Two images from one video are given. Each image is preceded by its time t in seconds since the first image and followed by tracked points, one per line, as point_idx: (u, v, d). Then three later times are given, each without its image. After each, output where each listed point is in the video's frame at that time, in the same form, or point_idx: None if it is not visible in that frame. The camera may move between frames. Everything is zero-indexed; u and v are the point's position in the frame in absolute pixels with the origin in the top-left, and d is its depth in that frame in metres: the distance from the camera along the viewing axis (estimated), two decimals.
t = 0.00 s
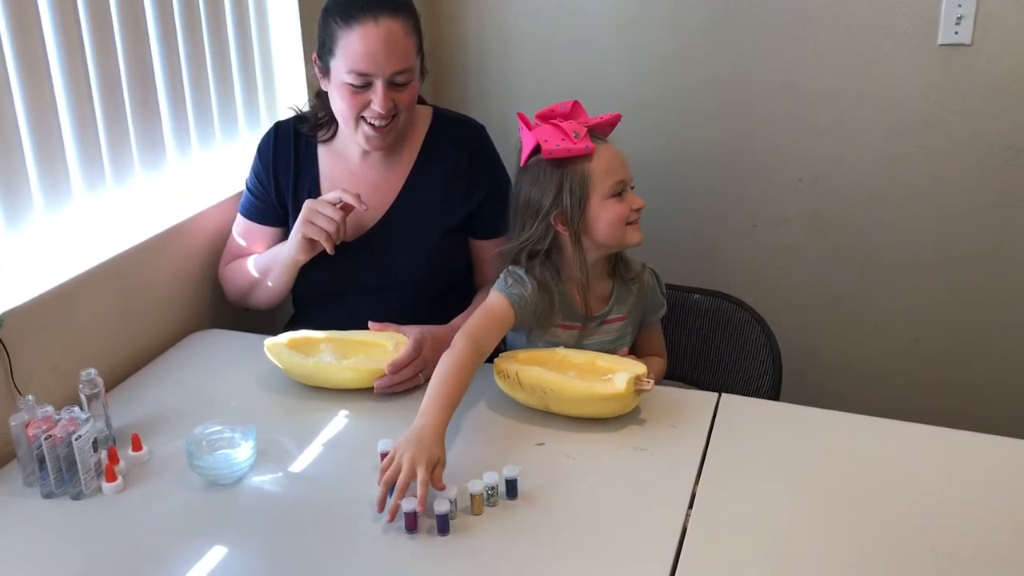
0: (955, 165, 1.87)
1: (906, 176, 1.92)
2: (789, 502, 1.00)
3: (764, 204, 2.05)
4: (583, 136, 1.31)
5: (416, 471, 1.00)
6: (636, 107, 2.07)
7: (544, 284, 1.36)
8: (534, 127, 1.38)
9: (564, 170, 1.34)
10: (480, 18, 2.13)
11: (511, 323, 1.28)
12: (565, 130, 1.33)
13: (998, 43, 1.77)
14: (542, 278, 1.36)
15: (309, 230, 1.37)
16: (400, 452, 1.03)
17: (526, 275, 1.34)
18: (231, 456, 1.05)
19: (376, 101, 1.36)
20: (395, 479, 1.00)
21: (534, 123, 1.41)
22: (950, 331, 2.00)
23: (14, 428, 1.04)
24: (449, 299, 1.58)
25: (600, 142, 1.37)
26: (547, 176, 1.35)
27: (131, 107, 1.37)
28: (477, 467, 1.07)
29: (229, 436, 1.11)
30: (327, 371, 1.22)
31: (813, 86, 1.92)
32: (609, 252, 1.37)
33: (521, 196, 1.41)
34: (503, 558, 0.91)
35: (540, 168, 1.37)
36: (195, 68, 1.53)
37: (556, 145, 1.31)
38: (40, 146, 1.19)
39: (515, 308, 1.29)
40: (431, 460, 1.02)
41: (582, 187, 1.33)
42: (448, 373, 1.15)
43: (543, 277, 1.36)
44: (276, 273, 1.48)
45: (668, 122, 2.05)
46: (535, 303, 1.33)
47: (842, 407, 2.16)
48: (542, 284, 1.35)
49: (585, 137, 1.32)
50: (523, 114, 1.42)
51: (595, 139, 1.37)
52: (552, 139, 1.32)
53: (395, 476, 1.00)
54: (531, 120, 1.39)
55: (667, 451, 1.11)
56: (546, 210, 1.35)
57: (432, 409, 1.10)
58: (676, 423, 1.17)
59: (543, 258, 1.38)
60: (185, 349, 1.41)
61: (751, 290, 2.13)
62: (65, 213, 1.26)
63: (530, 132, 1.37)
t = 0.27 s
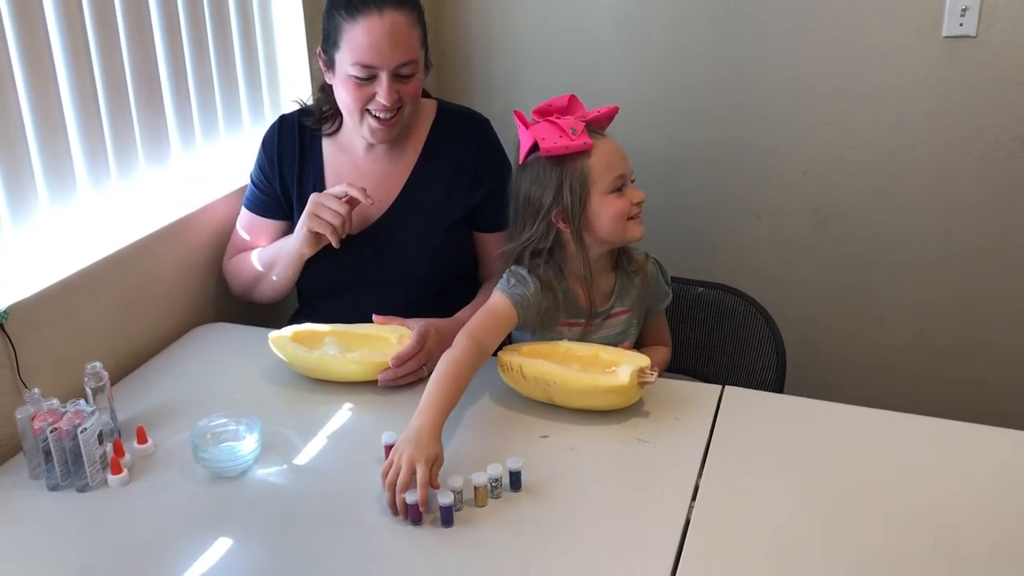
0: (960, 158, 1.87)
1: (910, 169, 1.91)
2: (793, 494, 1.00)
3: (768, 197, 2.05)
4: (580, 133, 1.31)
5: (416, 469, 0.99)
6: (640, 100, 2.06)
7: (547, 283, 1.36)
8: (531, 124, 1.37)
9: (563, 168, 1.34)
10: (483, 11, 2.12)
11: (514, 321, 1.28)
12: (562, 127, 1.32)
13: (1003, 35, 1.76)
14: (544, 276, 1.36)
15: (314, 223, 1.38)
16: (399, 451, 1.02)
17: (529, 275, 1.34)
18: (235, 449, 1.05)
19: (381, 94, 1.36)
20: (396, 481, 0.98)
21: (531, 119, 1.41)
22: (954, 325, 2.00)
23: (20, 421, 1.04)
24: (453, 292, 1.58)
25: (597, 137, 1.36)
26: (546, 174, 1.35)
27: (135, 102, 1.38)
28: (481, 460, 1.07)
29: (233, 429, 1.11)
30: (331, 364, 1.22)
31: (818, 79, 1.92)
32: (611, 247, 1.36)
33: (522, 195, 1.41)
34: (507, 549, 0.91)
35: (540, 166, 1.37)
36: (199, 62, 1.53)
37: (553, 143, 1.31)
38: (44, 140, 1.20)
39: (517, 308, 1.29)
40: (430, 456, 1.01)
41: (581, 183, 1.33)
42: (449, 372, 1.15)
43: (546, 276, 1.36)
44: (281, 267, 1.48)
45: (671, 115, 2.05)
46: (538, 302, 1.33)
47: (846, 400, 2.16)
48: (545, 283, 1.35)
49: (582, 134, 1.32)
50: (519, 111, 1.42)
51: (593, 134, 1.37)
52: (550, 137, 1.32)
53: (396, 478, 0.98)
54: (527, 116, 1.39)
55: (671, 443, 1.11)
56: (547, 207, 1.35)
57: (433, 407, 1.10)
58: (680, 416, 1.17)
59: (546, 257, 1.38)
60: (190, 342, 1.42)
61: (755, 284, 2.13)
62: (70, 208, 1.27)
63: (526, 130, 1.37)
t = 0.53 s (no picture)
0: (961, 153, 1.87)
1: (911, 164, 1.91)
2: (792, 487, 1.00)
3: (768, 192, 2.05)
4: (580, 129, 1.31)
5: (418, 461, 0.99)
6: (640, 96, 2.06)
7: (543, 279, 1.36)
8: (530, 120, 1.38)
9: (561, 163, 1.34)
10: (484, 7, 2.12)
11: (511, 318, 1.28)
12: (562, 122, 1.32)
13: (1004, 29, 1.76)
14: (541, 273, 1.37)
15: (315, 219, 1.38)
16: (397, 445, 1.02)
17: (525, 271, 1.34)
18: (237, 443, 1.06)
19: (382, 89, 1.36)
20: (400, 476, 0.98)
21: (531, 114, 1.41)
22: (955, 320, 2.00)
23: (23, 416, 1.04)
24: (454, 287, 1.58)
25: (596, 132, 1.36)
26: (544, 169, 1.36)
27: (136, 98, 1.38)
28: (481, 455, 1.07)
29: (235, 424, 1.12)
30: (332, 359, 1.23)
31: (818, 74, 1.92)
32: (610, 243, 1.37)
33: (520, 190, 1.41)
34: (507, 543, 0.92)
35: (539, 161, 1.37)
36: (200, 58, 1.53)
37: (553, 139, 1.31)
38: (45, 137, 1.20)
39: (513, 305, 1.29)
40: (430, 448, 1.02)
41: (579, 178, 1.33)
42: (446, 368, 1.16)
43: (542, 273, 1.37)
44: (282, 264, 1.48)
45: (672, 110, 2.05)
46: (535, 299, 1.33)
47: (847, 395, 2.16)
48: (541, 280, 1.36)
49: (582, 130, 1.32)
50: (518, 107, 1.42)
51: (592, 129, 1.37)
52: (549, 133, 1.32)
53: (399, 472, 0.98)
54: (528, 111, 1.39)
55: (672, 437, 1.11)
56: (545, 203, 1.35)
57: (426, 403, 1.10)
58: (680, 410, 1.17)
59: (544, 253, 1.38)
60: (191, 338, 1.42)
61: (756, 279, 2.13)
62: (71, 204, 1.27)
63: (526, 125, 1.37)
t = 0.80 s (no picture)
0: (960, 149, 1.87)
1: (910, 160, 1.91)
2: (791, 484, 1.00)
3: (768, 189, 2.05)
4: (567, 128, 1.29)
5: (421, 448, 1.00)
6: (639, 92, 2.06)
7: (536, 272, 1.36)
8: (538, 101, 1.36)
9: (532, 158, 1.35)
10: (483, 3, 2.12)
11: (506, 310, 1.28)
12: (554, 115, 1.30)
13: (1003, 26, 1.76)
14: (533, 265, 1.36)
15: (314, 216, 1.38)
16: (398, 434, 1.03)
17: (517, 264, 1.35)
18: (236, 439, 1.06)
19: (382, 84, 1.36)
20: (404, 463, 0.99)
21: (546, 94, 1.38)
22: (954, 317, 2.00)
23: (22, 412, 1.05)
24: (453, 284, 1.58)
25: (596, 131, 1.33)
26: (521, 160, 1.38)
27: (135, 95, 1.38)
28: (479, 450, 1.08)
29: (234, 420, 1.12)
30: (331, 355, 1.23)
31: (817, 70, 1.91)
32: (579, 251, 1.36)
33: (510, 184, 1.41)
34: (506, 538, 0.92)
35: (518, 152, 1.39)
36: (199, 54, 1.53)
37: (536, 129, 1.30)
38: (44, 135, 1.20)
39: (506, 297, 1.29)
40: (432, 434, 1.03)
41: (543, 176, 1.33)
42: (443, 360, 1.16)
43: (535, 265, 1.36)
44: (281, 261, 1.48)
45: (671, 107, 2.05)
46: (527, 292, 1.33)
47: (846, 391, 2.16)
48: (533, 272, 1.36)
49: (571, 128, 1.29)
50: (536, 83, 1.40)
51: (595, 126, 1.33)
52: (536, 121, 1.31)
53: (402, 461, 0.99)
54: (541, 91, 1.37)
55: (671, 433, 1.11)
56: (532, 197, 1.36)
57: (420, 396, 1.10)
58: (679, 406, 1.18)
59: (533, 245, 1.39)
60: (190, 334, 1.42)
61: (756, 276, 2.13)
62: (71, 201, 1.27)
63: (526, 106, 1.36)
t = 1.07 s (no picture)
0: (958, 147, 1.87)
1: (908, 158, 1.92)
2: (788, 481, 1.01)
3: (766, 186, 2.05)
4: (554, 123, 1.30)
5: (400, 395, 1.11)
6: (637, 90, 2.07)
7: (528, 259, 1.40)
8: (557, 90, 1.35)
9: (529, 147, 1.38)
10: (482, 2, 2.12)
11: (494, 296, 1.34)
12: (549, 107, 1.31)
13: (1001, 24, 1.76)
14: (525, 252, 1.40)
15: (314, 214, 1.38)
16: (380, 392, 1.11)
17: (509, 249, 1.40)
18: (235, 436, 1.06)
19: (381, 81, 1.36)
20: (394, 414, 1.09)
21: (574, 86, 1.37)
22: (952, 314, 2.01)
23: (21, 409, 1.05)
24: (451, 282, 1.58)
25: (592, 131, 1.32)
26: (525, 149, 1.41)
27: (134, 92, 1.38)
28: (477, 447, 1.08)
29: (233, 417, 1.12)
30: (330, 352, 1.23)
31: (816, 68, 1.92)
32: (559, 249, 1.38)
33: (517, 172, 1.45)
34: (505, 534, 0.92)
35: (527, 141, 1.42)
36: (198, 52, 1.53)
37: (529, 116, 1.33)
38: (43, 133, 1.20)
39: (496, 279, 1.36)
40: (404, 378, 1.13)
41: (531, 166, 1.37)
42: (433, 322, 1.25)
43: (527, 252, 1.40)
44: (278, 258, 1.48)
45: (669, 105, 2.05)
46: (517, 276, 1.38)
47: (843, 388, 2.16)
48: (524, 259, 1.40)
49: (560, 124, 1.31)
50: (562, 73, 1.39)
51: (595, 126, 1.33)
52: (532, 108, 1.33)
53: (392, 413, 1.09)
54: (568, 81, 1.36)
55: (669, 430, 1.12)
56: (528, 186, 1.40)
57: (401, 363, 1.17)
58: (676, 403, 1.18)
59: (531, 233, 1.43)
60: (189, 332, 1.43)
61: (753, 273, 2.14)
62: (69, 198, 1.27)
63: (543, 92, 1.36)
